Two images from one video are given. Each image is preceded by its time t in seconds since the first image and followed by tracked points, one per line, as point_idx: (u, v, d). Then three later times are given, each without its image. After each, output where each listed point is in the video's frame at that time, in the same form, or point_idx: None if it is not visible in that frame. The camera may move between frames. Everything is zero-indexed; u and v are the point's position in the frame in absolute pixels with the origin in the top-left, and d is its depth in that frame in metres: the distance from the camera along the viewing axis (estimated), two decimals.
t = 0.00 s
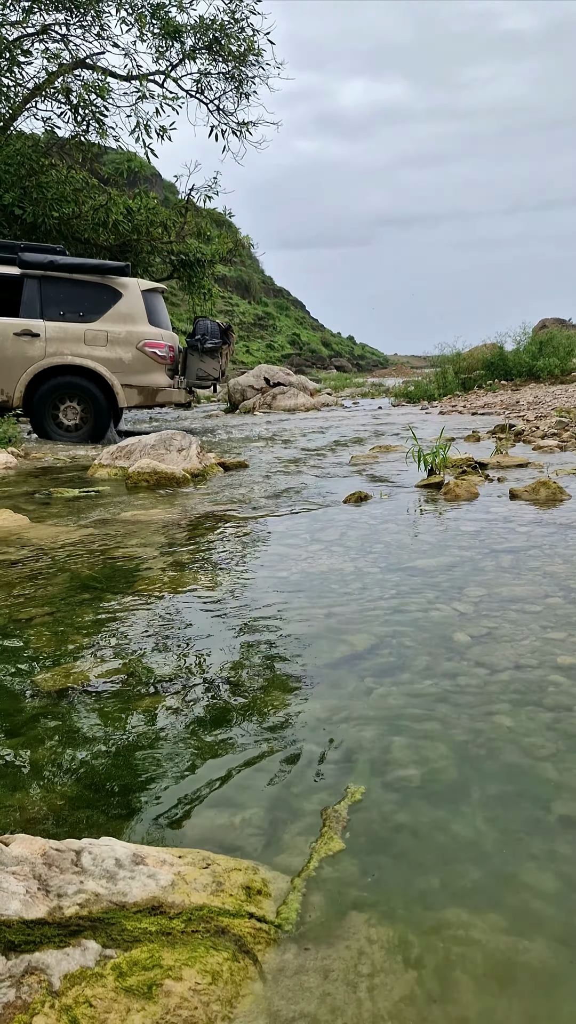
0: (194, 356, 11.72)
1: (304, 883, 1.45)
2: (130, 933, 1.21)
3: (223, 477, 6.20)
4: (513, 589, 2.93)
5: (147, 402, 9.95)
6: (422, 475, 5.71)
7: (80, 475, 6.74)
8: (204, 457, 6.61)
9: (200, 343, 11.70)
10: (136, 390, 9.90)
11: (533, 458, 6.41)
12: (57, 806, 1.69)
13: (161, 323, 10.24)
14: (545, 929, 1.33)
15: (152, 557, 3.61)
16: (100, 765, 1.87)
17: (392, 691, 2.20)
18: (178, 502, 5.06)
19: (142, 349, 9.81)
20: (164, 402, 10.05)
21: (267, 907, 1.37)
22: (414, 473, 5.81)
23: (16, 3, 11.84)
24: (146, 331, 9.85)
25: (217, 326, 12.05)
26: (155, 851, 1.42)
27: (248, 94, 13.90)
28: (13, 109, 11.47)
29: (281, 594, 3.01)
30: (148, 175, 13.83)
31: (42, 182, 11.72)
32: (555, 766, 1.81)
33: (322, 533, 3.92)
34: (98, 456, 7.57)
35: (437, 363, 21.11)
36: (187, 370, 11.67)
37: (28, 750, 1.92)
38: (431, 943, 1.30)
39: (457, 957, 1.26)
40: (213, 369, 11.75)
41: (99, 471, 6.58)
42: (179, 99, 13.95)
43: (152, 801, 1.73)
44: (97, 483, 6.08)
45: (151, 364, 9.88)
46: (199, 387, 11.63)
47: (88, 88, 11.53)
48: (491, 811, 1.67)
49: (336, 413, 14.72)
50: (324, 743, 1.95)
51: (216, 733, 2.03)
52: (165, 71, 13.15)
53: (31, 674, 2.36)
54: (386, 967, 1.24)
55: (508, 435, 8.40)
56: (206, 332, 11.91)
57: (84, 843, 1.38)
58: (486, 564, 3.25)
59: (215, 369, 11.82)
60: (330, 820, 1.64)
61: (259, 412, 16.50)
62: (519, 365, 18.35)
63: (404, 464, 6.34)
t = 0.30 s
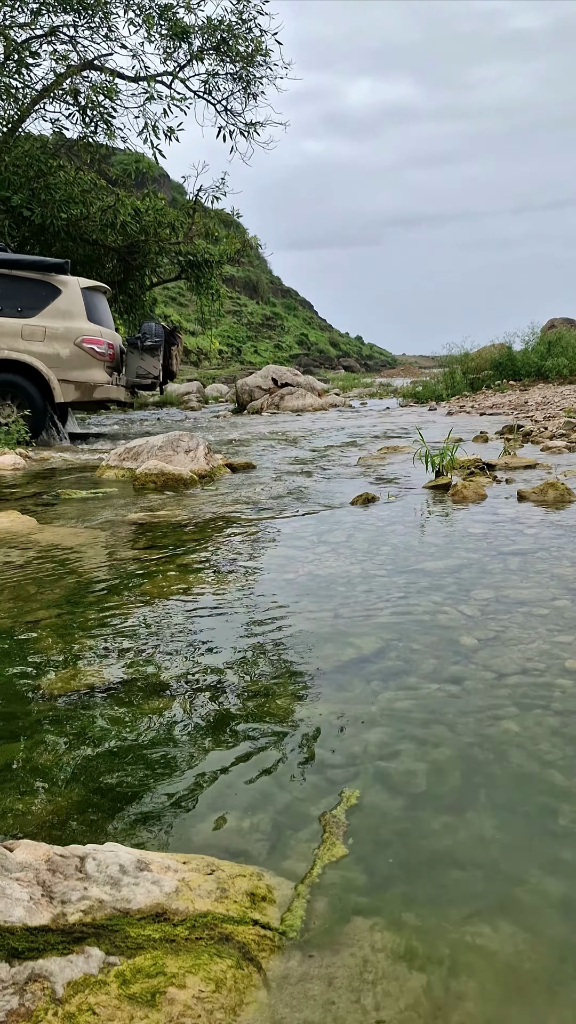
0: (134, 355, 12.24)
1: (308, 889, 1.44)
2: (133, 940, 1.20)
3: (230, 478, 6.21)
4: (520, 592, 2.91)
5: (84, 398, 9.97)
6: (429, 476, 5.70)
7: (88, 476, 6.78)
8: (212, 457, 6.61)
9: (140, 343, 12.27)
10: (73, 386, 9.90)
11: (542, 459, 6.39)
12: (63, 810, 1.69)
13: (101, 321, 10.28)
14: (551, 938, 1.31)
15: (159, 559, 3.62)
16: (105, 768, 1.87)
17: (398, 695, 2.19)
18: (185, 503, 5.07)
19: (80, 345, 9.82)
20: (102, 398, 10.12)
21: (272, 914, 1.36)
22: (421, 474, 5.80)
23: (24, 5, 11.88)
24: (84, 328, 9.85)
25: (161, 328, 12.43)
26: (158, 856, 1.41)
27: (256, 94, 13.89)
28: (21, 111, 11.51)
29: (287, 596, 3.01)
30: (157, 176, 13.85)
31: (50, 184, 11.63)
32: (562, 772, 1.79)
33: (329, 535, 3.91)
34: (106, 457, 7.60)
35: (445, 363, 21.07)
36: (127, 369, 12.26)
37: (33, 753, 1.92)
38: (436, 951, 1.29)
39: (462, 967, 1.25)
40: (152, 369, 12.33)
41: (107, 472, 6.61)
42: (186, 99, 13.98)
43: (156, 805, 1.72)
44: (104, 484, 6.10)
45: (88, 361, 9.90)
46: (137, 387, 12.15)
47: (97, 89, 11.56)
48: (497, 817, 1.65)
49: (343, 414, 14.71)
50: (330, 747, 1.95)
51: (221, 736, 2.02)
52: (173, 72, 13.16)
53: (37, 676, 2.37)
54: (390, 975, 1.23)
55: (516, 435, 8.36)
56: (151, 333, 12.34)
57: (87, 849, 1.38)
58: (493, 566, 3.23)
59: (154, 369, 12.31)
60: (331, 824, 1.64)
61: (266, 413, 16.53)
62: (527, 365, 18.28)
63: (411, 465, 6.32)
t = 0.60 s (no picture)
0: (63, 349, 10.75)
1: (314, 895, 1.44)
2: (141, 946, 1.21)
3: (238, 479, 6.22)
4: (528, 595, 2.90)
5: (12, 392, 9.90)
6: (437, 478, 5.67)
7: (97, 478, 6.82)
8: (221, 458, 6.61)
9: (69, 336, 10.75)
10: (1, 381, 9.87)
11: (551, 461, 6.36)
12: (72, 813, 1.71)
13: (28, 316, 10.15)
14: (558, 944, 1.31)
15: (167, 562, 3.63)
16: (114, 771, 1.88)
17: (405, 699, 2.19)
18: (194, 505, 5.08)
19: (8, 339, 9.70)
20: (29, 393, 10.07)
21: (278, 921, 1.37)
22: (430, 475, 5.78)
23: (33, 7, 11.91)
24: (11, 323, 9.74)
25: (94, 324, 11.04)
26: (166, 862, 1.42)
27: (264, 95, 13.86)
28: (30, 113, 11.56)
29: (296, 598, 3.01)
30: (165, 177, 13.85)
31: (59, 185, 11.57)
32: (569, 776, 1.79)
33: (337, 537, 3.91)
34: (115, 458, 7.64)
35: (453, 363, 21.00)
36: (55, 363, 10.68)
37: (43, 757, 1.94)
38: (441, 958, 1.29)
39: (467, 973, 1.25)
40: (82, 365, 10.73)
41: (116, 474, 6.65)
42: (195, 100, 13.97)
43: (165, 809, 1.73)
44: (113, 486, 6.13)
45: (16, 355, 9.81)
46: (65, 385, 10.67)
47: (105, 91, 11.58)
48: (503, 823, 1.65)
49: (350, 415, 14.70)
50: (338, 752, 1.95)
51: (229, 738, 2.04)
52: (182, 73, 13.16)
53: (46, 679, 2.38)
54: (396, 982, 1.24)
55: (525, 436, 8.32)
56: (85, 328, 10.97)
57: (95, 855, 1.39)
58: (501, 568, 3.23)
59: (85, 363, 10.76)
60: (337, 829, 1.64)
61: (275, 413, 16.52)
62: (537, 364, 18.18)
63: (420, 466, 6.31)
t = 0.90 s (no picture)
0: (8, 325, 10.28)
1: (360, 913, 1.46)
2: (196, 965, 1.25)
3: (275, 483, 6.24)
4: (569, 607, 2.86)
5: None
6: (475, 483, 5.61)
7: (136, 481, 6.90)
8: (257, 462, 6.64)
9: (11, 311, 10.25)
10: None
11: None
12: (120, 825, 1.75)
13: None
14: None
15: (206, 569, 3.67)
16: (159, 782, 1.92)
17: (446, 715, 2.19)
18: (232, 510, 5.11)
19: None
20: None
21: (326, 939, 1.38)
22: (467, 480, 5.72)
23: (73, 9, 11.99)
24: None
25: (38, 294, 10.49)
26: (217, 881, 1.46)
27: (301, 93, 13.75)
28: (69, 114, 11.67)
29: (335, 609, 3.02)
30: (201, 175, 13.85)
31: (97, 185, 11.56)
32: None
33: (376, 545, 3.91)
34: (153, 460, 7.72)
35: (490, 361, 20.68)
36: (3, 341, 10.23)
37: (91, 767, 1.99)
38: (487, 981, 1.29)
39: (513, 998, 1.25)
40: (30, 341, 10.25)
41: (154, 476, 6.75)
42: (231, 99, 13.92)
43: (210, 823, 1.77)
44: (152, 489, 6.20)
45: None
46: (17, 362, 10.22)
47: (143, 91, 11.61)
48: (547, 845, 1.64)
49: (384, 413, 14.60)
50: (380, 768, 1.96)
51: (270, 750, 2.07)
52: (218, 72, 13.12)
53: (90, 688, 2.44)
54: (443, 1004, 1.24)
55: (564, 437, 8.17)
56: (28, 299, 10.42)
57: (150, 874, 1.44)
58: (541, 579, 3.19)
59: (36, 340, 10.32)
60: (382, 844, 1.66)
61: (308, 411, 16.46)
62: None
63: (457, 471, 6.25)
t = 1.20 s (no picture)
0: None
1: (360, 917, 1.45)
2: (197, 970, 1.24)
3: (277, 483, 6.24)
4: (570, 609, 2.86)
5: None
6: (476, 483, 5.62)
7: (138, 482, 6.91)
8: (259, 463, 6.64)
9: None
10: None
11: None
12: (121, 828, 1.75)
13: None
14: None
15: (207, 570, 3.67)
16: (160, 784, 1.92)
17: (448, 718, 2.18)
18: (233, 511, 5.11)
19: None
20: None
21: (328, 944, 1.38)
22: (468, 481, 5.73)
23: (74, 10, 12.02)
24: None
25: None
26: (218, 885, 1.46)
27: (302, 93, 13.76)
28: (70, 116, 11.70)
29: (337, 610, 3.02)
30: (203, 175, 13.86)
31: (98, 185, 11.58)
32: None
33: (378, 545, 3.91)
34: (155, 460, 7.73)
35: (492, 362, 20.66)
36: None
37: (93, 769, 1.99)
38: (488, 987, 1.29)
39: (516, 1003, 1.25)
40: None
41: (156, 477, 6.77)
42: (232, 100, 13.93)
43: (212, 825, 1.77)
44: (154, 490, 6.21)
45: None
46: None
47: (144, 93, 11.62)
48: (548, 848, 1.63)
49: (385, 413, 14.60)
50: (381, 771, 1.95)
51: (271, 753, 2.07)
52: (219, 73, 13.14)
53: (92, 690, 2.44)
54: (444, 1009, 1.24)
55: (566, 437, 8.16)
56: None
57: (151, 879, 1.44)
58: (542, 580, 3.19)
59: None
60: (378, 847, 1.66)
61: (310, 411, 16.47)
62: None
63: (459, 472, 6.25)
